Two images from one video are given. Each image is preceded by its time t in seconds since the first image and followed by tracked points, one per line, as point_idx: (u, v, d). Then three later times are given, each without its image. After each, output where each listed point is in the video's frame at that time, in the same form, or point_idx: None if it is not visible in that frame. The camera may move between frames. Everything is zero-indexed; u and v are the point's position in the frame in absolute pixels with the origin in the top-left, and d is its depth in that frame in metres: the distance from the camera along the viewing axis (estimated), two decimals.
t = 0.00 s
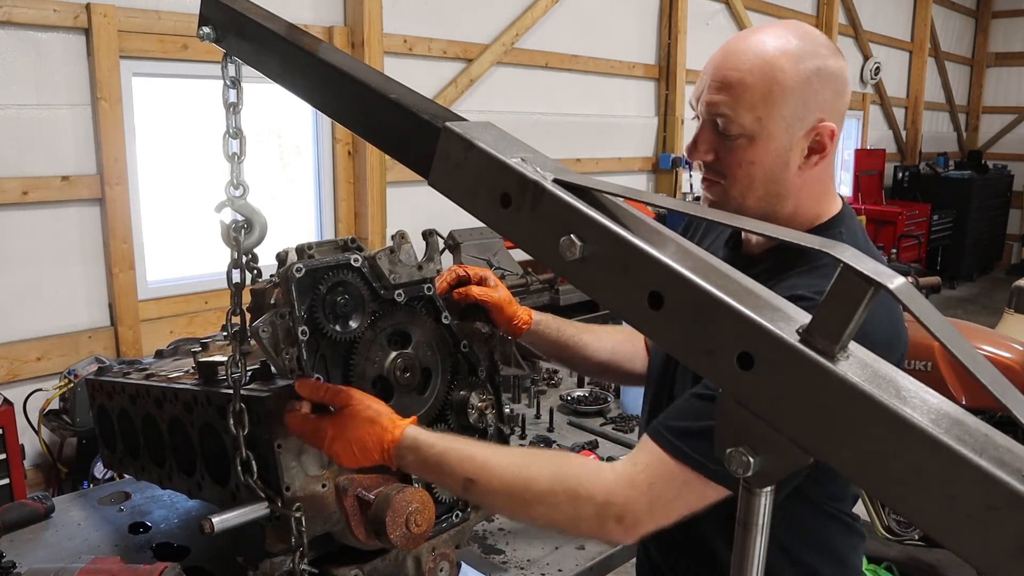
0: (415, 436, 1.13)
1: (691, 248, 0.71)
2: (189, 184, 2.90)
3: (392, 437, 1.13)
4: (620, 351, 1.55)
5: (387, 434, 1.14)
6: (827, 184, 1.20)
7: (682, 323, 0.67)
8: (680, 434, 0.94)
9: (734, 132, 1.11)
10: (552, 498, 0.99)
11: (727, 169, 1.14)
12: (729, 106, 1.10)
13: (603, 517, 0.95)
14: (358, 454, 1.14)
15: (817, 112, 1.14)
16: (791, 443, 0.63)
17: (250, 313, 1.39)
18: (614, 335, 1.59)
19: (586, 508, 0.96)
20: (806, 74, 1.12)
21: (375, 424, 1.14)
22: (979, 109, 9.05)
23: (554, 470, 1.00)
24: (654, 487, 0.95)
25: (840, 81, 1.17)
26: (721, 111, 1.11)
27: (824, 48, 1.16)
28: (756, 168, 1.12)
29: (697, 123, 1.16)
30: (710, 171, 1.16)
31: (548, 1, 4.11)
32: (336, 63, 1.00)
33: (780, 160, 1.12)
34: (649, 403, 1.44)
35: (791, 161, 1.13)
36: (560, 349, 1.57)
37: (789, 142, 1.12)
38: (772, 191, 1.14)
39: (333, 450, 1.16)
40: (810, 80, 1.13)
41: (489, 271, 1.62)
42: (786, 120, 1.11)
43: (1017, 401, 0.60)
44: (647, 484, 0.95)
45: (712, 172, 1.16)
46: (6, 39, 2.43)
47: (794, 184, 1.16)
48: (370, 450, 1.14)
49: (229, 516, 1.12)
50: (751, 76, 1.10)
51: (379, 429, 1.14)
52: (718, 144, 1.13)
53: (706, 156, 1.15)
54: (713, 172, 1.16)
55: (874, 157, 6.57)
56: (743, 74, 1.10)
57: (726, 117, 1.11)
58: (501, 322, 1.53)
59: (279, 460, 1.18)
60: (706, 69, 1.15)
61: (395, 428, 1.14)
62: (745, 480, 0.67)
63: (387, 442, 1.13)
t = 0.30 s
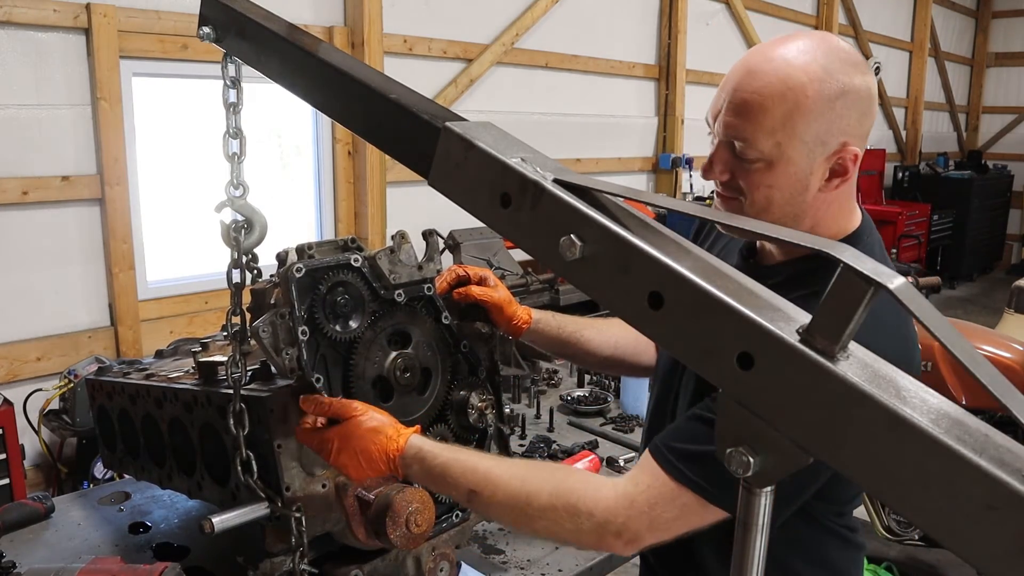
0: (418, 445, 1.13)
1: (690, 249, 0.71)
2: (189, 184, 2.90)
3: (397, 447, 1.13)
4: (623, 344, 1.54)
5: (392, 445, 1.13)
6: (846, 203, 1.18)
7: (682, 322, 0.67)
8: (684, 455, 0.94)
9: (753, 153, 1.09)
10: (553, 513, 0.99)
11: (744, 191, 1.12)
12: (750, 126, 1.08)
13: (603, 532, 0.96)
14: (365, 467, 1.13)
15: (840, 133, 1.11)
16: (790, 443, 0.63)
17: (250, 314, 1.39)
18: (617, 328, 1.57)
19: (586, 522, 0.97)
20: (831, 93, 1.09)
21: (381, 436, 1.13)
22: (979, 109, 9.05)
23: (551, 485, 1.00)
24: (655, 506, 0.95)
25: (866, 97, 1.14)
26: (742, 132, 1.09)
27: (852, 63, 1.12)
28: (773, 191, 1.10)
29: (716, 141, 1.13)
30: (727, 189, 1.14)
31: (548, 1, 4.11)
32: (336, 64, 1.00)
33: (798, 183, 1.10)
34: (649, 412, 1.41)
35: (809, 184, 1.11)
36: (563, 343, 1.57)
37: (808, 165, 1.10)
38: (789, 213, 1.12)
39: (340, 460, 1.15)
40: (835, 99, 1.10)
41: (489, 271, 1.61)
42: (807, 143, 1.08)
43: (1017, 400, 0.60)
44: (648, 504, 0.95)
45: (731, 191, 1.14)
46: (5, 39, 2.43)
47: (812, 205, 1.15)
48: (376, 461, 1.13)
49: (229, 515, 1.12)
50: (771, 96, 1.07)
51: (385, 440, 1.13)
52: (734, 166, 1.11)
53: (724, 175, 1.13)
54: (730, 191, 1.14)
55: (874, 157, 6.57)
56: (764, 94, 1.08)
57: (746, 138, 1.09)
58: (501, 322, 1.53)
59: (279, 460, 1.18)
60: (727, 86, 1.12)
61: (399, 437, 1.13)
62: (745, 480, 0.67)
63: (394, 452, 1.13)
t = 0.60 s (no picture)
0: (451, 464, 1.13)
1: (691, 249, 0.71)
2: (189, 184, 2.89)
3: (431, 467, 1.12)
4: (623, 346, 1.54)
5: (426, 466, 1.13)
6: (854, 209, 1.19)
7: (682, 322, 0.67)
8: (710, 469, 0.94)
9: (765, 162, 1.08)
10: (587, 530, 0.99)
11: (755, 199, 1.12)
12: (762, 136, 1.08)
13: (639, 548, 0.96)
14: (402, 490, 1.12)
15: (851, 141, 1.11)
16: (790, 443, 0.63)
17: (249, 314, 1.39)
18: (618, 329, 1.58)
19: (620, 538, 0.97)
20: (842, 101, 1.09)
21: (415, 458, 1.13)
22: (979, 109, 9.05)
23: (585, 501, 1.00)
24: (686, 519, 0.95)
25: (876, 105, 1.14)
26: (754, 140, 1.08)
27: (862, 69, 1.12)
28: (785, 200, 1.10)
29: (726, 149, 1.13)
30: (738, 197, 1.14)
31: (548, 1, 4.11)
32: (336, 63, 1.00)
33: (809, 192, 1.10)
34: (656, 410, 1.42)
35: (821, 192, 1.11)
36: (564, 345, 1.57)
37: (819, 174, 1.10)
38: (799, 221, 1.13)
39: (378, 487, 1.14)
40: (846, 108, 1.10)
41: (489, 271, 1.61)
42: (819, 152, 1.09)
43: (1017, 400, 0.60)
44: (680, 518, 0.96)
45: (741, 198, 1.14)
46: (5, 39, 2.43)
47: (822, 212, 1.15)
48: (411, 481, 1.12)
49: (229, 515, 1.12)
50: (783, 105, 1.07)
51: (420, 463, 1.13)
52: (745, 174, 1.11)
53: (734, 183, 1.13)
54: (740, 199, 1.14)
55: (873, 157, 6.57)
56: (776, 103, 1.07)
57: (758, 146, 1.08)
58: (501, 323, 1.53)
59: (279, 461, 1.17)
60: (738, 93, 1.12)
61: (431, 458, 1.13)
62: (745, 480, 0.67)
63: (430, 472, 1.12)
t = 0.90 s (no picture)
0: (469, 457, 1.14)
1: (690, 249, 0.71)
2: (189, 184, 2.89)
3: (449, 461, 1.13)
4: (621, 348, 1.57)
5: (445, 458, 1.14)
6: (862, 200, 1.19)
7: (682, 322, 0.67)
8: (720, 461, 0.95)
9: (770, 152, 1.09)
10: (603, 523, 1.00)
11: (762, 190, 1.12)
12: (766, 127, 1.08)
13: (656, 545, 0.97)
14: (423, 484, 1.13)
15: (857, 131, 1.11)
16: (791, 443, 0.63)
17: (249, 314, 1.39)
18: (615, 331, 1.60)
19: (636, 532, 0.98)
20: (848, 91, 1.09)
21: (433, 451, 1.14)
22: (979, 109, 9.05)
23: (601, 495, 1.01)
24: (701, 515, 0.95)
25: (883, 95, 1.14)
26: (759, 131, 1.09)
27: (868, 60, 1.12)
28: (791, 190, 1.11)
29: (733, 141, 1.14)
30: (745, 189, 1.14)
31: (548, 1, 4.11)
32: (336, 63, 1.00)
33: (815, 181, 1.11)
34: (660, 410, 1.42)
35: (827, 182, 1.11)
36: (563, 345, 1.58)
37: (826, 164, 1.10)
38: (806, 210, 1.13)
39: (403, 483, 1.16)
40: (852, 97, 1.10)
41: (489, 271, 1.61)
42: (825, 141, 1.09)
43: (1017, 400, 0.60)
44: (695, 514, 0.96)
45: (748, 189, 1.14)
46: (5, 39, 2.43)
47: (829, 203, 1.15)
48: (430, 476, 1.13)
49: (229, 515, 1.12)
50: (789, 95, 1.07)
51: (440, 455, 1.14)
52: (752, 164, 1.12)
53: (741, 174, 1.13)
54: (748, 190, 1.14)
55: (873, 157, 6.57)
56: (783, 93, 1.07)
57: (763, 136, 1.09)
58: (501, 323, 1.53)
59: (279, 461, 1.17)
60: (746, 86, 1.12)
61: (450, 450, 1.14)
62: (745, 480, 0.67)
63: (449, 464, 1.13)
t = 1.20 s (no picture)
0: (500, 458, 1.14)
1: (691, 249, 0.71)
2: (189, 183, 2.90)
3: (480, 460, 1.13)
4: (619, 355, 1.59)
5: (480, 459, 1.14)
6: (861, 181, 1.19)
7: (682, 322, 0.67)
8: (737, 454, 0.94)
9: (768, 133, 1.10)
10: (624, 518, 1.00)
11: (761, 171, 1.13)
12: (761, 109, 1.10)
13: (678, 545, 0.98)
14: (452, 483, 1.13)
15: (853, 109, 1.12)
16: (791, 443, 0.63)
17: (249, 314, 1.39)
18: (614, 338, 1.62)
19: (657, 530, 0.98)
20: (841, 70, 1.10)
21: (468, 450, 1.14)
22: (979, 109, 9.05)
23: (622, 492, 1.02)
24: (720, 510, 0.94)
25: (873, 76, 1.15)
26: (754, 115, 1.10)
27: (857, 42, 1.13)
28: (789, 168, 1.11)
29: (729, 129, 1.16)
30: (745, 173, 1.16)
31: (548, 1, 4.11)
32: (335, 63, 1.00)
33: (813, 159, 1.11)
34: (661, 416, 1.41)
35: (824, 160, 1.12)
36: (563, 350, 1.60)
37: (822, 142, 1.10)
38: (805, 189, 1.13)
39: (427, 479, 1.15)
40: (845, 76, 1.10)
41: (488, 271, 1.61)
42: (820, 119, 1.09)
43: (1017, 400, 0.60)
44: (714, 509, 0.95)
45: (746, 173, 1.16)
46: (6, 39, 2.43)
47: (828, 184, 1.15)
48: (458, 475, 1.13)
49: (229, 516, 1.12)
50: (782, 74, 1.08)
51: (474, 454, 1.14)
52: (749, 145, 1.13)
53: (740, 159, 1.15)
54: (747, 174, 1.15)
55: (873, 157, 6.58)
56: (776, 75, 1.09)
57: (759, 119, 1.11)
58: (502, 323, 1.53)
59: (279, 461, 1.17)
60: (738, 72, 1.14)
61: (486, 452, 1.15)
62: (745, 480, 0.67)
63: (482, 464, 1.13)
